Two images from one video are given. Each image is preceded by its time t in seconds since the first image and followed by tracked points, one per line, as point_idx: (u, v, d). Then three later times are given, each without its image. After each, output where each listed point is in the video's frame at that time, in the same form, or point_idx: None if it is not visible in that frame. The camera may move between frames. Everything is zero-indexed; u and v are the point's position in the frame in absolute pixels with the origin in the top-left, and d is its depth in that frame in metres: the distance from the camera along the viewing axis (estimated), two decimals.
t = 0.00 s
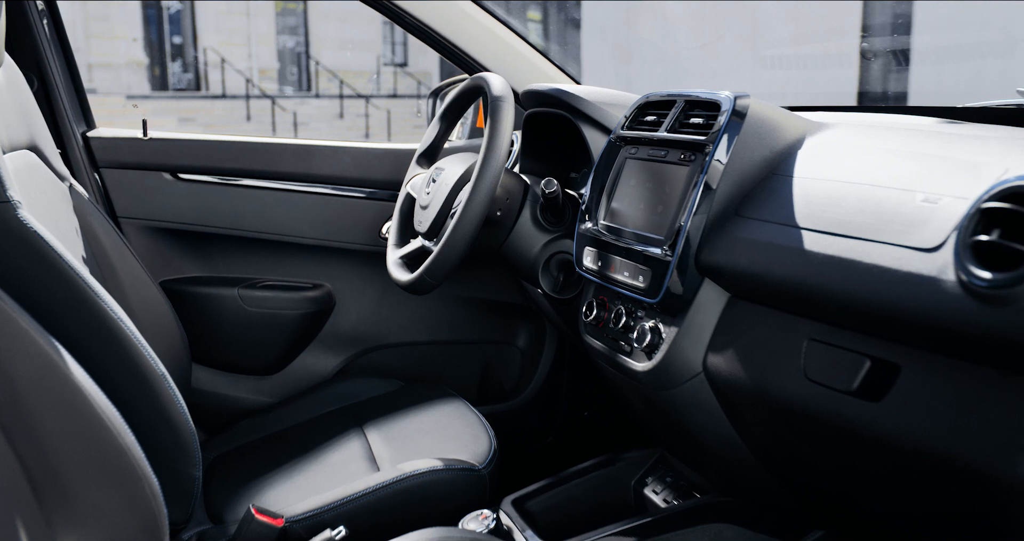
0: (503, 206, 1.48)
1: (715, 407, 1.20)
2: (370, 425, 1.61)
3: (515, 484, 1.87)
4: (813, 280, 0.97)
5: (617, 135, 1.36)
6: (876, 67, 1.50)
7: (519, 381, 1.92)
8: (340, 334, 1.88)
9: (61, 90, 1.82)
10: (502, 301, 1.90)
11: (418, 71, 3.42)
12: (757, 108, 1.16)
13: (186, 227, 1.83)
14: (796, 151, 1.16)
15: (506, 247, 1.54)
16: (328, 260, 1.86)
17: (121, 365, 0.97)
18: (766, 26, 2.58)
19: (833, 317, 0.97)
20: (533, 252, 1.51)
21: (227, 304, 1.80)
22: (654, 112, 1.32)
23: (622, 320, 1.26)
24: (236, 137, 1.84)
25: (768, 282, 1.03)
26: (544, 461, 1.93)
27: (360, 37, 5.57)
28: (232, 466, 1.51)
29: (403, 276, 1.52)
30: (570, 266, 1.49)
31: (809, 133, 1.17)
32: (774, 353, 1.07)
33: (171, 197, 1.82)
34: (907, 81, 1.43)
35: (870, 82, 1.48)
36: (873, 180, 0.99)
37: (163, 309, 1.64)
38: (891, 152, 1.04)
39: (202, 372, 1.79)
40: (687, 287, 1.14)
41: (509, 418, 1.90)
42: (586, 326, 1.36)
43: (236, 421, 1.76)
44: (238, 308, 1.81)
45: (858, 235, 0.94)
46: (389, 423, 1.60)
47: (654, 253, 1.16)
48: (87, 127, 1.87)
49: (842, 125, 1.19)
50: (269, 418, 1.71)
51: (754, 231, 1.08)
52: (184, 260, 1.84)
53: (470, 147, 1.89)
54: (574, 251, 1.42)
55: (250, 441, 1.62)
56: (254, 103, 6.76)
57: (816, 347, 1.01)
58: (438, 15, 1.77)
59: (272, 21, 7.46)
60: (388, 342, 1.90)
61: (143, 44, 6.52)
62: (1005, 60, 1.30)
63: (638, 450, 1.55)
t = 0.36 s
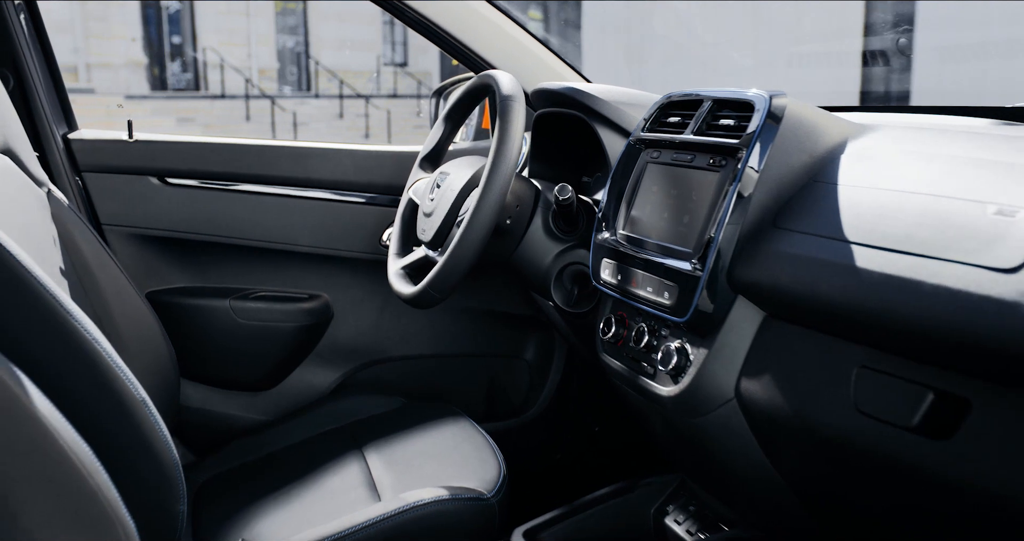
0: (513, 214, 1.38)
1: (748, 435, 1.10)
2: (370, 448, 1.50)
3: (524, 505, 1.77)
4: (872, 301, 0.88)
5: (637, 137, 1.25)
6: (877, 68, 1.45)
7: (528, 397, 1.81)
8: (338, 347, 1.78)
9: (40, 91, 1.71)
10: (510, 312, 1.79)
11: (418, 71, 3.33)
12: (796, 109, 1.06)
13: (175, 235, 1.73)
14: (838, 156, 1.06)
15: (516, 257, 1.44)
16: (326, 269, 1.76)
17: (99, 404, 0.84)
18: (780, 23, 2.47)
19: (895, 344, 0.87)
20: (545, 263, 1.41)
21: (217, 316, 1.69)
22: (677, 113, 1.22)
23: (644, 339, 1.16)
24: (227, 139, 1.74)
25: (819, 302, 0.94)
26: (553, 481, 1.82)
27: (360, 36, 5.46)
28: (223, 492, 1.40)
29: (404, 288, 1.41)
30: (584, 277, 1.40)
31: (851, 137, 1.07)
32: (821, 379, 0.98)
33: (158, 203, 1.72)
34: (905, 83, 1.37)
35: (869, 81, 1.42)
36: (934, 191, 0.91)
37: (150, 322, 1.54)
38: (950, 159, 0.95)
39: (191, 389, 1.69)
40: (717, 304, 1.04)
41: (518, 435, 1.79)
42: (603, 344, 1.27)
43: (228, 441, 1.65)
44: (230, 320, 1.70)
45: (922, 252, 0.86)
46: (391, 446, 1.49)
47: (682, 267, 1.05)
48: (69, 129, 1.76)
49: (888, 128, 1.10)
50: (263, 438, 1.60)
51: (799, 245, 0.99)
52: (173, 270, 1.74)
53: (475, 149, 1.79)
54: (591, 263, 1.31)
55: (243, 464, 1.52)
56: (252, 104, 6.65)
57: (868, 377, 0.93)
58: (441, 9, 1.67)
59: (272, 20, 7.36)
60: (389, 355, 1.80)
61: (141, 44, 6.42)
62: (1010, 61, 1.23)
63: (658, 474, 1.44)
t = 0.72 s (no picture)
0: (525, 223, 1.27)
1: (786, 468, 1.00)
2: (371, 471, 1.40)
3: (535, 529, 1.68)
4: (939, 327, 0.79)
5: (660, 140, 1.16)
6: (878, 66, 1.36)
7: (535, 413, 1.72)
8: (336, 361, 1.68)
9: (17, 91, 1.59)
10: (518, 324, 1.69)
11: (418, 70, 3.22)
12: (841, 111, 0.97)
13: (162, 243, 1.62)
14: (888, 163, 0.97)
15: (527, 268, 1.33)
16: (323, 279, 1.66)
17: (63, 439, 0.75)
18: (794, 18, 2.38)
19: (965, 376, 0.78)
20: (558, 275, 1.30)
21: (207, 330, 1.59)
22: (706, 114, 1.12)
23: (670, 362, 1.06)
24: (217, 141, 1.63)
25: (873, 326, 0.85)
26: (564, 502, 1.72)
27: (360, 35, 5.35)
28: (213, 521, 1.30)
29: (407, 302, 1.31)
30: (601, 290, 1.31)
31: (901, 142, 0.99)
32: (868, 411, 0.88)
33: (143, 209, 1.61)
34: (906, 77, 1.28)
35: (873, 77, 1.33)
36: (1006, 202, 0.81)
37: (134, 338, 1.44)
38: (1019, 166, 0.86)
39: (180, 407, 1.59)
40: (755, 325, 0.94)
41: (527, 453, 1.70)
42: (622, 364, 1.17)
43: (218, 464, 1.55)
44: (220, 334, 1.60)
45: (999, 274, 0.76)
46: (393, 470, 1.39)
47: (715, 285, 0.96)
48: (48, 130, 1.65)
49: (939, 132, 1.00)
50: (256, 461, 1.50)
51: (848, 261, 0.90)
52: (159, 280, 1.64)
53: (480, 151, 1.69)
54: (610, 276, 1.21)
55: (235, 489, 1.42)
56: (250, 104, 6.55)
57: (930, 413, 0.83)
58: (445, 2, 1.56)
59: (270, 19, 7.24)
60: (391, 370, 1.70)
61: (139, 44, 6.32)
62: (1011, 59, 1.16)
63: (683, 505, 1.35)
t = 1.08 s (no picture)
0: (539, 233, 1.16)
1: (831, 506, 0.91)
2: (371, 497, 1.30)
3: None
4: None
5: (687, 144, 1.06)
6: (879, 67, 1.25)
7: (544, 431, 1.62)
8: (334, 377, 1.58)
9: None
10: (526, 337, 1.59)
11: (418, 71, 3.13)
12: (901, 113, 0.87)
13: (148, 253, 1.53)
14: (951, 173, 0.89)
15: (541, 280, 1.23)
16: (320, 290, 1.56)
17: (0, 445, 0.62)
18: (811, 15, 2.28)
19: None
20: (574, 290, 1.20)
21: (195, 344, 1.50)
22: (739, 115, 1.02)
23: (701, 389, 0.96)
24: (207, 144, 1.53)
25: (942, 353, 0.77)
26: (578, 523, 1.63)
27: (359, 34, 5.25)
28: None
29: (409, 318, 1.21)
30: (620, 306, 1.20)
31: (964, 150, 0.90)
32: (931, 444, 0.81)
33: (128, 216, 1.52)
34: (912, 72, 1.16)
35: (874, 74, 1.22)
36: None
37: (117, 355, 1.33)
38: None
39: (168, 427, 1.50)
40: (800, 351, 0.85)
41: (536, 472, 1.61)
42: (646, 390, 1.08)
43: (209, 488, 1.45)
44: (210, 349, 1.50)
45: None
46: (396, 495, 1.29)
47: (754, 306, 0.87)
48: (24, 131, 1.54)
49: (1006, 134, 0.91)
50: (249, 485, 1.40)
51: (912, 281, 0.82)
52: (146, 292, 1.54)
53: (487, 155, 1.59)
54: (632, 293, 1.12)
55: (225, 515, 1.32)
56: (248, 105, 6.45)
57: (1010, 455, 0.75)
58: None
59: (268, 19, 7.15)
60: (392, 387, 1.60)
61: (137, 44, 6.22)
62: None
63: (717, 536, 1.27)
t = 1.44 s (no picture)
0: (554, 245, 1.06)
1: None
2: (371, 525, 1.21)
3: None
4: None
5: (718, 148, 0.97)
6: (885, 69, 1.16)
7: (554, 450, 1.52)
8: (331, 393, 1.49)
9: None
10: (536, 352, 1.50)
11: (419, 71, 3.04)
12: (967, 114, 0.78)
13: (133, 263, 1.43)
14: None
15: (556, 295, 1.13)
16: (317, 302, 1.47)
17: None
18: (826, 11, 2.19)
19: None
20: (591, 306, 1.11)
21: (183, 361, 1.41)
22: (776, 117, 0.93)
23: (737, 419, 0.88)
24: (197, 147, 1.44)
25: None
26: None
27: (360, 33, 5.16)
28: None
29: (412, 336, 1.12)
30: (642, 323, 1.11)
31: None
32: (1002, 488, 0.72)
33: (112, 224, 1.42)
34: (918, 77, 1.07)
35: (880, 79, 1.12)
36: None
37: (98, 371, 1.24)
38: None
39: (155, 447, 1.41)
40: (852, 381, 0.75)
41: (546, 495, 1.52)
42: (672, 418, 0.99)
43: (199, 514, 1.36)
44: (199, 366, 1.41)
45: None
46: (397, 524, 1.20)
47: (802, 330, 0.78)
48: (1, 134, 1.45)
49: None
50: (241, 511, 1.31)
51: (981, 305, 0.73)
52: (131, 303, 1.45)
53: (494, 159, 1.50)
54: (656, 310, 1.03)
55: None
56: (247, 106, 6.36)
57: None
58: None
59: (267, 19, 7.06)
60: (394, 405, 1.50)
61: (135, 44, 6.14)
62: None
63: None
